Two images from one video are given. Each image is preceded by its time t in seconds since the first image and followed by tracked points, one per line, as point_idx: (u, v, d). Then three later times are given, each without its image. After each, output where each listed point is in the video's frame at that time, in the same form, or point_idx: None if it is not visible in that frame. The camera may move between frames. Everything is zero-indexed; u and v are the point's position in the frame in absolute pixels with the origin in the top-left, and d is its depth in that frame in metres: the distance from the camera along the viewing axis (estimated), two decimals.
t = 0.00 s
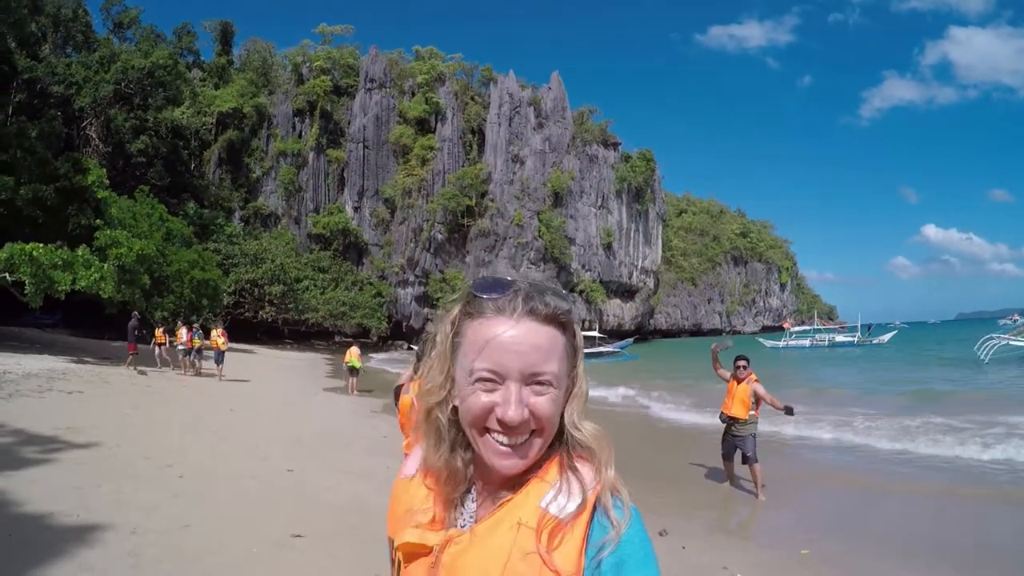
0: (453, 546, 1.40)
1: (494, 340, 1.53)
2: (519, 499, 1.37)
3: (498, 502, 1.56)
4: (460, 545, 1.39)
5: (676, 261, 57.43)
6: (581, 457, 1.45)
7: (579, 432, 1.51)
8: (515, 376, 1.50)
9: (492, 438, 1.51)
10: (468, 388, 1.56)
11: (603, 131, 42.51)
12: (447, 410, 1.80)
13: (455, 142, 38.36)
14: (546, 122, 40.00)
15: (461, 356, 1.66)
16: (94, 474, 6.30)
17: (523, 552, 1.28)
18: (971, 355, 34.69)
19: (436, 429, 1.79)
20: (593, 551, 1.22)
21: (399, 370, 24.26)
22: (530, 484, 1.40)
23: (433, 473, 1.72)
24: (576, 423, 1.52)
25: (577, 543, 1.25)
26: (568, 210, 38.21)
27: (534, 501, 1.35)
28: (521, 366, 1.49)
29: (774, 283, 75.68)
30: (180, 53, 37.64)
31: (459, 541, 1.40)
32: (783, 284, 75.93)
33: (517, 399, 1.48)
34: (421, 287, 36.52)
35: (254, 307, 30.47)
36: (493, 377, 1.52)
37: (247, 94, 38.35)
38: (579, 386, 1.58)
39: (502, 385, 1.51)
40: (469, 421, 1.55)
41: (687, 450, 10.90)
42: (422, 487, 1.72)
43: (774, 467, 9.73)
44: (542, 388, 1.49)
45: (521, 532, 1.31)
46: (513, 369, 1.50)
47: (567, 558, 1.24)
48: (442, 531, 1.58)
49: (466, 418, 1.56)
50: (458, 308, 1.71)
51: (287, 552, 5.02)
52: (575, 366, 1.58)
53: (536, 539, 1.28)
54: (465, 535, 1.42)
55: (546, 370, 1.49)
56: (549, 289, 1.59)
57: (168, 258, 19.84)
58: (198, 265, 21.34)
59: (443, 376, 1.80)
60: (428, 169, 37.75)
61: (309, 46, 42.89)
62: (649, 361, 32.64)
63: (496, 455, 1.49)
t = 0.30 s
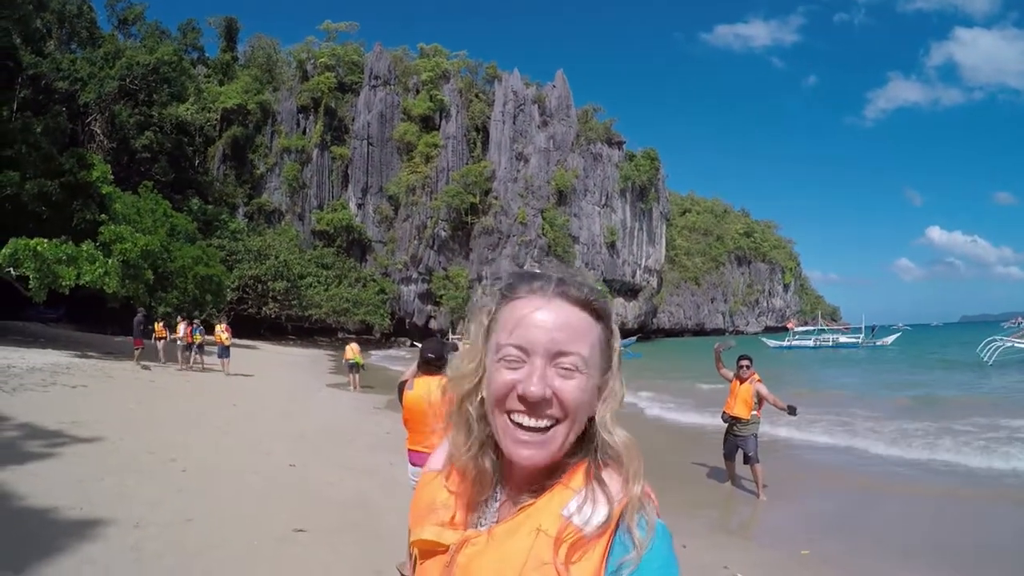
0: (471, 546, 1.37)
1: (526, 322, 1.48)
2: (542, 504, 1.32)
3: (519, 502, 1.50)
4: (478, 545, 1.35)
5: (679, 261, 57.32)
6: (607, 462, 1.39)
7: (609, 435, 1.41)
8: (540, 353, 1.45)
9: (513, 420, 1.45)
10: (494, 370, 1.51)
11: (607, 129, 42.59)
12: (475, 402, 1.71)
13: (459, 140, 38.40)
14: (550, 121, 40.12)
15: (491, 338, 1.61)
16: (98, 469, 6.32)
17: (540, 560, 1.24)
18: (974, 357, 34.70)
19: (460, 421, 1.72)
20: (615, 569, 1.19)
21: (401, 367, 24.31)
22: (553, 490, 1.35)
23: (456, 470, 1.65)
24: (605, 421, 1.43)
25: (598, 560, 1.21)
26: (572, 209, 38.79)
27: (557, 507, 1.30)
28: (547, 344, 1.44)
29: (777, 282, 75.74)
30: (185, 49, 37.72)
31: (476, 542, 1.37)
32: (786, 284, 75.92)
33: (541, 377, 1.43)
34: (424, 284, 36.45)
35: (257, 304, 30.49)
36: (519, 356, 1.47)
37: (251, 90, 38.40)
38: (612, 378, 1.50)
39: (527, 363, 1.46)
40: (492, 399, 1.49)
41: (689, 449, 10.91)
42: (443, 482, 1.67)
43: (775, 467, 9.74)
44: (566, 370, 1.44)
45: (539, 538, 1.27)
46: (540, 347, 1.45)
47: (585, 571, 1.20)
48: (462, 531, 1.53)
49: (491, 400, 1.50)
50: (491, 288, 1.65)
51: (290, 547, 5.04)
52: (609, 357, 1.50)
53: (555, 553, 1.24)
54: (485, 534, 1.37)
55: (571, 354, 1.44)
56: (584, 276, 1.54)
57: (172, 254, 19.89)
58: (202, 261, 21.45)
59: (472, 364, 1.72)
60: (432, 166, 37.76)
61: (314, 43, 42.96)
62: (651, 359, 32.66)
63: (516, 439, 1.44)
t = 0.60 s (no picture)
0: (484, 530, 1.31)
1: (565, 314, 1.42)
2: (553, 488, 1.28)
3: (533, 486, 1.43)
4: (488, 530, 1.31)
5: (683, 259, 57.19)
6: (623, 457, 1.33)
7: (626, 436, 1.35)
8: (569, 344, 1.39)
9: (535, 413, 1.38)
10: (524, 360, 1.44)
11: (612, 127, 42.62)
12: (505, 385, 1.64)
13: (464, 136, 38.40)
14: (555, 117, 40.11)
15: (528, 329, 1.54)
16: (100, 462, 6.35)
17: (548, 543, 1.19)
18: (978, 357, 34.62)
19: (485, 411, 1.64)
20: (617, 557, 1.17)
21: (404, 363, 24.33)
22: (566, 476, 1.30)
23: (479, 452, 1.58)
24: (625, 421, 1.37)
25: (604, 546, 1.17)
26: (576, 206, 38.24)
27: (567, 492, 1.27)
28: (578, 336, 1.39)
29: (780, 281, 75.69)
30: (190, 44, 37.80)
31: (488, 528, 1.31)
32: (790, 283, 75.84)
33: (568, 368, 1.38)
34: (427, 280, 36.47)
35: (260, 299, 30.56)
36: (550, 343, 1.41)
37: (256, 85, 38.46)
38: (639, 378, 1.45)
39: (556, 351, 1.40)
40: (518, 384, 1.43)
41: (691, 448, 10.89)
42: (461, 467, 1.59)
43: (776, 466, 9.72)
44: (593, 365, 1.38)
45: (549, 519, 1.23)
46: (571, 338, 1.39)
47: (593, 558, 1.16)
48: (474, 511, 1.46)
49: (515, 388, 1.44)
50: (535, 281, 1.60)
51: (292, 542, 5.03)
52: (638, 362, 1.46)
53: (560, 536, 1.20)
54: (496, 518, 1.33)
55: (600, 351, 1.38)
56: (628, 276, 1.48)
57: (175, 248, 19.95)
58: (205, 255, 21.44)
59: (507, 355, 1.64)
60: (436, 162, 37.71)
61: (319, 38, 43.00)
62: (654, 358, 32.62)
63: (533, 425, 1.37)
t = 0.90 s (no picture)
0: (509, 528, 1.32)
1: (568, 332, 1.38)
2: (579, 490, 1.29)
3: (555, 490, 1.42)
4: (514, 529, 1.31)
5: (681, 256, 57.10)
6: (644, 460, 1.32)
7: (646, 436, 1.34)
8: (577, 372, 1.36)
9: (553, 438, 1.36)
10: (532, 384, 1.41)
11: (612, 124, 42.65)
12: (515, 401, 1.59)
13: (463, 133, 38.33)
14: (554, 115, 40.06)
15: (529, 348, 1.50)
16: (99, 462, 6.32)
17: (577, 542, 1.21)
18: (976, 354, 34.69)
19: (497, 416, 1.62)
20: (645, 552, 1.18)
21: (402, 360, 24.29)
22: (591, 478, 1.31)
23: (496, 458, 1.57)
24: (643, 425, 1.36)
25: (631, 545, 1.18)
26: (575, 202, 37.97)
27: (595, 493, 1.27)
28: (585, 363, 1.36)
29: (778, 279, 75.76)
30: (189, 40, 37.68)
31: (516, 524, 1.32)
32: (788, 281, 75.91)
33: (579, 396, 1.35)
34: (426, 277, 36.39)
35: (259, 296, 30.52)
36: (554, 373, 1.38)
37: (254, 82, 38.29)
38: (652, 383, 1.43)
39: (565, 380, 1.37)
40: (532, 403, 1.40)
41: (691, 445, 10.88)
42: (481, 470, 1.59)
43: (775, 462, 9.75)
44: (606, 387, 1.35)
45: (577, 520, 1.24)
46: (577, 365, 1.36)
47: (621, 555, 1.17)
48: (499, 509, 1.47)
49: (531, 409, 1.42)
50: (530, 289, 1.54)
51: (293, 541, 5.01)
52: (645, 363, 1.42)
53: (588, 537, 1.21)
54: (521, 518, 1.34)
55: (609, 369, 1.35)
56: (629, 284, 1.43)
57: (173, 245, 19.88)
58: (203, 252, 21.34)
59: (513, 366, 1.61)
60: (435, 159, 37.63)
61: (318, 34, 42.86)
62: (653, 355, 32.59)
63: (555, 453, 1.35)
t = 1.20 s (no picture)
0: (509, 521, 1.31)
1: (558, 326, 1.37)
2: (578, 478, 1.27)
3: (553, 481, 1.41)
4: (514, 521, 1.30)
5: (674, 254, 57.18)
6: (641, 449, 1.31)
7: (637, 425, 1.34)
8: (573, 366, 1.35)
9: (549, 428, 1.36)
10: (527, 379, 1.40)
11: (604, 121, 42.74)
12: (510, 397, 1.58)
13: (456, 130, 38.36)
14: (547, 112, 40.08)
15: (522, 343, 1.49)
16: (93, 463, 6.27)
17: (576, 532, 1.19)
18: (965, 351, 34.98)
19: (493, 413, 1.60)
20: (646, 541, 1.15)
21: (395, 357, 24.23)
22: (589, 467, 1.30)
23: (493, 453, 1.56)
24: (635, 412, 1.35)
25: (630, 531, 1.16)
26: (567, 201, 38.63)
27: (593, 481, 1.26)
28: (580, 356, 1.34)
29: (770, 276, 76.07)
30: (180, 36, 37.41)
31: (515, 517, 1.30)
32: (780, 278, 76.26)
33: (576, 389, 1.34)
34: (419, 275, 36.35)
35: (251, 294, 30.38)
36: (550, 365, 1.37)
37: (246, 78, 38.00)
38: (644, 372, 1.42)
39: (560, 373, 1.36)
40: (528, 398, 1.40)
41: (685, 441, 10.90)
42: (478, 465, 1.57)
43: (769, 457, 9.81)
44: (601, 378, 1.35)
45: (575, 509, 1.22)
46: (572, 361, 1.35)
47: (621, 542, 1.15)
48: (499, 502, 1.46)
49: (528, 406, 1.41)
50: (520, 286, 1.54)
51: (287, 540, 4.99)
52: (637, 353, 1.41)
53: (587, 523, 1.19)
54: (521, 509, 1.32)
55: (604, 361, 1.35)
56: (615, 277, 1.42)
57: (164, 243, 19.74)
58: (194, 250, 21.22)
59: (505, 362, 1.60)
60: (427, 156, 37.58)
61: (311, 30, 42.66)
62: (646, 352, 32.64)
63: (553, 442, 1.35)
